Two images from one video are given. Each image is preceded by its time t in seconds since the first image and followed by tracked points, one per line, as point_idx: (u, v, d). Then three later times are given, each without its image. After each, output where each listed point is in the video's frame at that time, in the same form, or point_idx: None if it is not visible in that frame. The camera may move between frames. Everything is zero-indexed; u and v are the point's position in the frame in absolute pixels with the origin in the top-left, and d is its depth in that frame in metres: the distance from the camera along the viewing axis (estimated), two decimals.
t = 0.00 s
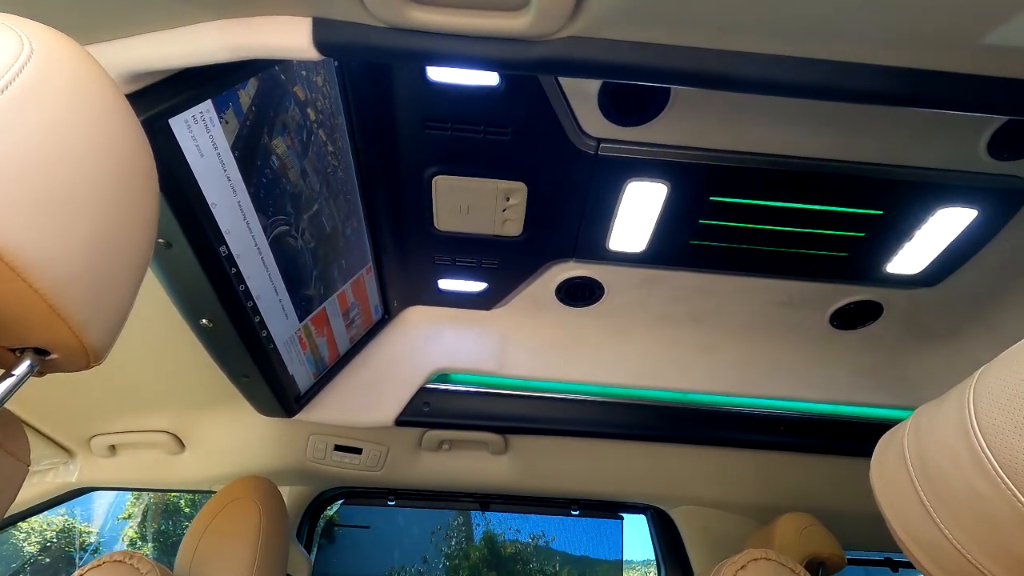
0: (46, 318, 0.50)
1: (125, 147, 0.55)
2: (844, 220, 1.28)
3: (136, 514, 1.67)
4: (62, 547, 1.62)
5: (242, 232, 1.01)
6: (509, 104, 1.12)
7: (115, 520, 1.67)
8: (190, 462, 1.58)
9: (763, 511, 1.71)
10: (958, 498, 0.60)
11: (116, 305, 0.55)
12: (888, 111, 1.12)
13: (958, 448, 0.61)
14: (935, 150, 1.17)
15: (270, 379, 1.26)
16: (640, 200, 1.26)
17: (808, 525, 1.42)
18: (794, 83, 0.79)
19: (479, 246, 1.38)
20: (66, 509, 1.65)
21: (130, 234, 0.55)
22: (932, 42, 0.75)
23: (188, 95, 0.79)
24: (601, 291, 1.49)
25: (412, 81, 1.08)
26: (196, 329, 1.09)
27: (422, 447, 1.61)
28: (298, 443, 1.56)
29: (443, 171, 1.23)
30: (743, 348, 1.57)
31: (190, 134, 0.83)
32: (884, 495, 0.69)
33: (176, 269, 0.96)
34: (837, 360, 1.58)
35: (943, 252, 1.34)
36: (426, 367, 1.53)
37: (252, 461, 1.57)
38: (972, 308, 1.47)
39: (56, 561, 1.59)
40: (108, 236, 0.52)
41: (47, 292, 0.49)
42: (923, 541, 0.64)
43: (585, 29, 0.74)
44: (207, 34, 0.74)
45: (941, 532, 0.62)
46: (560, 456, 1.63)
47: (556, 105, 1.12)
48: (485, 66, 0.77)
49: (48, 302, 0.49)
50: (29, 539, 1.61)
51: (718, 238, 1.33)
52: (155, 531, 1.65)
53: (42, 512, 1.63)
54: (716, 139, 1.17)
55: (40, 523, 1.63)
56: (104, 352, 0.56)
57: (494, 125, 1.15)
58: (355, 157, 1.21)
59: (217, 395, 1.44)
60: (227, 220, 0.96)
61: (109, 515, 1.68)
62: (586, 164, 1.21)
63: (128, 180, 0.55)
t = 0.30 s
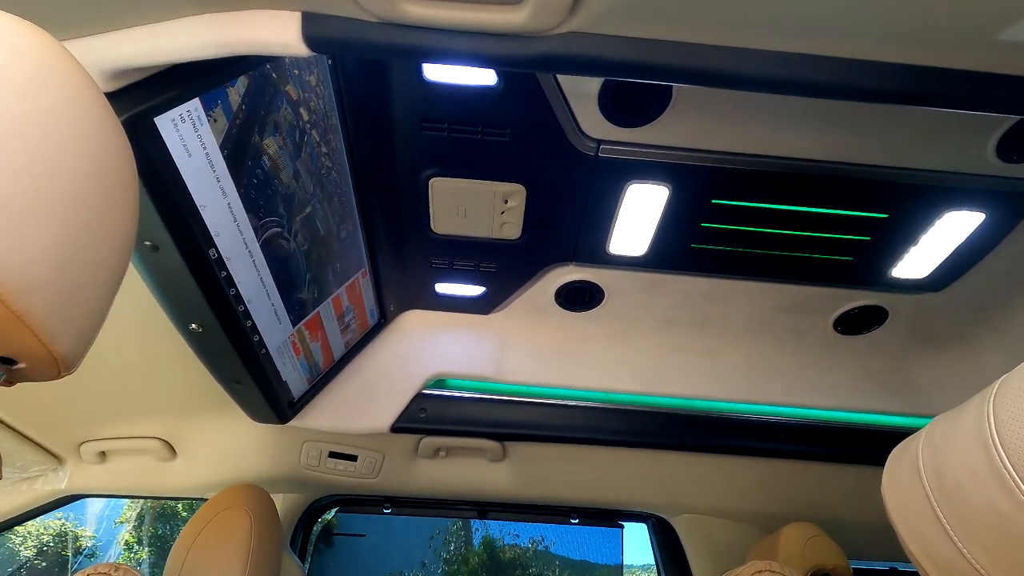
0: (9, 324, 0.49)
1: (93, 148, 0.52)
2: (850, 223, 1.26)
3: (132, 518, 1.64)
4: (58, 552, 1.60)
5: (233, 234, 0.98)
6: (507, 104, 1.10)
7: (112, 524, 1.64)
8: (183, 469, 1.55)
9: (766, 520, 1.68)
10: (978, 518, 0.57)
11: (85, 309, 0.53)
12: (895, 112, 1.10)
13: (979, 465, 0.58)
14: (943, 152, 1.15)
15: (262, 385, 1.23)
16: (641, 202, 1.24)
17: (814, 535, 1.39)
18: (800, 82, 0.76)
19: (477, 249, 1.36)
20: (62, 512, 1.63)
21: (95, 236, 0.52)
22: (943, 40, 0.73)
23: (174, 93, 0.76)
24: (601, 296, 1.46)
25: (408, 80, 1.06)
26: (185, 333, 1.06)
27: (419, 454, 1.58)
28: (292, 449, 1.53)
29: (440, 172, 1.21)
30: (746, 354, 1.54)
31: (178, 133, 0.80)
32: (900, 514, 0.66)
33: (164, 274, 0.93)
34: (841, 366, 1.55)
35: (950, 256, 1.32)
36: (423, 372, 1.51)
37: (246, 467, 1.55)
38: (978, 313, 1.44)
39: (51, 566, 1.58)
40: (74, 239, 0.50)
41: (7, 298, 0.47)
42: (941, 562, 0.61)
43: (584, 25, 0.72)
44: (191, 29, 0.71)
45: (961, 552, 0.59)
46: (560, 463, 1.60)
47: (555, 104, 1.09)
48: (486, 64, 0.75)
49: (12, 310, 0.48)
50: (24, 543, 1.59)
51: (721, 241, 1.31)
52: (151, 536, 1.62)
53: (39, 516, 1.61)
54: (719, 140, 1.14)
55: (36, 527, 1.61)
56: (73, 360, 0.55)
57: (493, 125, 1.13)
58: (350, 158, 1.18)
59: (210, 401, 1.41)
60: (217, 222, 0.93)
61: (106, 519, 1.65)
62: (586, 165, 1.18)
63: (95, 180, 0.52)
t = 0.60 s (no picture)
0: None
1: (66, 148, 0.50)
2: (854, 227, 1.24)
3: (130, 522, 1.62)
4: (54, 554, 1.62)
5: (225, 236, 0.96)
6: (507, 105, 1.08)
7: (110, 527, 1.63)
8: (175, 475, 1.53)
9: (768, 529, 1.65)
10: (994, 534, 0.57)
11: (66, 308, 0.51)
12: (901, 113, 1.08)
13: (996, 480, 0.58)
14: (950, 156, 1.13)
15: (256, 389, 1.21)
16: (642, 205, 1.22)
17: (816, 545, 1.38)
18: (808, 82, 0.74)
19: (476, 253, 1.34)
20: (58, 516, 1.62)
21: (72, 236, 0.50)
22: (954, 38, 0.71)
23: (164, 92, 0.74)
24: (601, 300, 1.44)
25: (404, 79, 1.05)
26: (177, 338, 1.04)
27: (416, 460, 1.56)
28: (287, 454, 1.51)
29: (438, 174, 1.19)
30: (748, 360, 1.53)
31: (168, 132, 0.79)
32: (910, 529, 0.67)
33: (154, 277, 0.91)
34: (844, 372, 1.53)
35: (955, 261, 1.30)
36: (420, 377, 1.49)
37: (239, 473, 1.52)
38: (984, 319, 1.42)
39: (46, 569, 1.61)
40: (48, 236, 0.48)
41: None
42: None
43: (586, 22, 0.70)
44: (181, 24, 0.70)
45: (976, 567, 0.59)
46: (559, 469, 1.58)
47: (555, 105, 1.08)
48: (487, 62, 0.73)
49: None
50: (22, 546, 1.61)
51: (723, 245, 1.29)
52: (147, 540, 1.61)
53: (36, 519, 1.61)
54: (721, 143, 1.12)
55: (33, 530, 1.62)
56: (51, 368, 0.52)
57: (492, 126, 1.12)
58: (347, 159, 1.17)
59: (204, 405, 1.39)
60: (209, 224, 0.91)
61: (105, 522, 1.63)
62: (587, 168, 1.16)
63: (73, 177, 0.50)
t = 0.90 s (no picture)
0: None
1: (37, 132, 0.48)
2: (857, 228, 1.21)
3: (126, 526, 1.60)
4: (52, 560, 1.58)
5: (214, 233, 0.93)
6: (505, 102, 1.06)
7: (106, 531, 1.59)
8: (165, 479, 1.50)
9: (770, 536, 1.62)
10: (1012, 543, 0.55)
11: (35, 298, 0.49)
12: (908, 111, 1.06)
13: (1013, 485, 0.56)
14: (957, 155, 1.10)
15: (247, 392, 1.18)
16: (642, 205, 1.19)
17: (820, 553, 1.35)
18: (815, 73, 0.72)
19: (473, 253, 1.32)
20: (54, 520, 1.59)
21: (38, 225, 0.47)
22: (965, 28, 0.69)
23: (149, 82, 0.72)
24: (601, 302, 1.41)
25: (399, 75, 1.03)
26: (163, 338, 1.01)
27: (411, 464, 1.53)
28: (279, 458, 1.49)
29: (434, 172, 1.17)
30: (749, 364, 1.50)
31: (153, 124, 0.76)
32: (925, 538, 0.65)
33: (139, 273, 0.88)
34: (846, 376, 1.51)
35: (961, 263, 1.28)
36: (415, 379, 1.46)
37: (231, 477, 1.49)
38: (990, 323, 1.40)
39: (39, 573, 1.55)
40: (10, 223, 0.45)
41: None
42: None
43: (586, 9, 0.67)
44: (165, 10, 0.67)
45: None
46: (557, 474, 1.55)
47: (553, 101, 1.06)
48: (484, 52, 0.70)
49: None
50: (15, 550, 1.58)
51: (725, 247, 1.26)
52: (143, 543, 1.57)
53: (30, 522, 1.58)
54: (724, 141, 1.10)
55: (27, 534, 1.59)
56: (16, 366, 0.49)
57: (490, 124, 1.10)
58: (341, 158, 1.16)
59: (195, 406, 1.37)
60: (197, 220, 0.89)
61: (100, 526, 1.60)
62: (586, 167, 1.14)
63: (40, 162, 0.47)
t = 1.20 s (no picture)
0: None
1: None
2: (864, 224, 1.18)
3: (122, 530, 1.55)
4: (44, 564, 1.55)
5: (201, 222, 0.90)
6: (503, 91, 1.04)
7: (101, 536, 1.54)
8: (154, 481, 1.46)
9: (773, 542, 1.58)
10: None
11: None
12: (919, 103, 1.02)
13: None
14: (970, 149, 1.07)
15: (236, 389, 1.15)
16: (644, 199, 1.16)
17: (829, 558, 1.31)
18: (827, 51, 0.69)
19: (470, 249, 1.28)
20: (47, 524, 1.55)
21: None
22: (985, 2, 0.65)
23: (130, 59, 0.69)
24: (601, 301, 1.38)
25: (395, 63, 1.01)
26: (148, 331, 0.98)
27: (407, 466, 1.50)
28: (271, 459, 1.45)
29: (430, 164, 1.14)
30: (752, 365, 1.47)
31: (135, 105, 0.73)
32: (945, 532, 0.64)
33: (122, 263, 0.85)
34: (852, 378, 1.47)
35: (971, 261, 1.24)
36: (411, 379, 1.42)
37: (221, 478, 1.46)
38: (1001, 324, 1.36)
39: None
40: None
41: None
42: None
43: None
44: None
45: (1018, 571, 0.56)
46: (555, 477, 1.51)
47: (553, 90, 1.02)
48: (480, 27, 0.67)
49: None
50: (10, 555, 1.55)
51: (729, 243, 1.23)
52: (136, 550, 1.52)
53: (24, 526, 1.55)
54: (728, 133, 1.06)
55: (22, 539, 1.56)
56: None
57: (487, 114, 1.07)
58: (334, 149, 1.13)
59: (183, 405, 1.34)
60: (182, 208, 0.86)
61: (95, 531, 1.55)
62: (586, 159, 1.11)
63: None
